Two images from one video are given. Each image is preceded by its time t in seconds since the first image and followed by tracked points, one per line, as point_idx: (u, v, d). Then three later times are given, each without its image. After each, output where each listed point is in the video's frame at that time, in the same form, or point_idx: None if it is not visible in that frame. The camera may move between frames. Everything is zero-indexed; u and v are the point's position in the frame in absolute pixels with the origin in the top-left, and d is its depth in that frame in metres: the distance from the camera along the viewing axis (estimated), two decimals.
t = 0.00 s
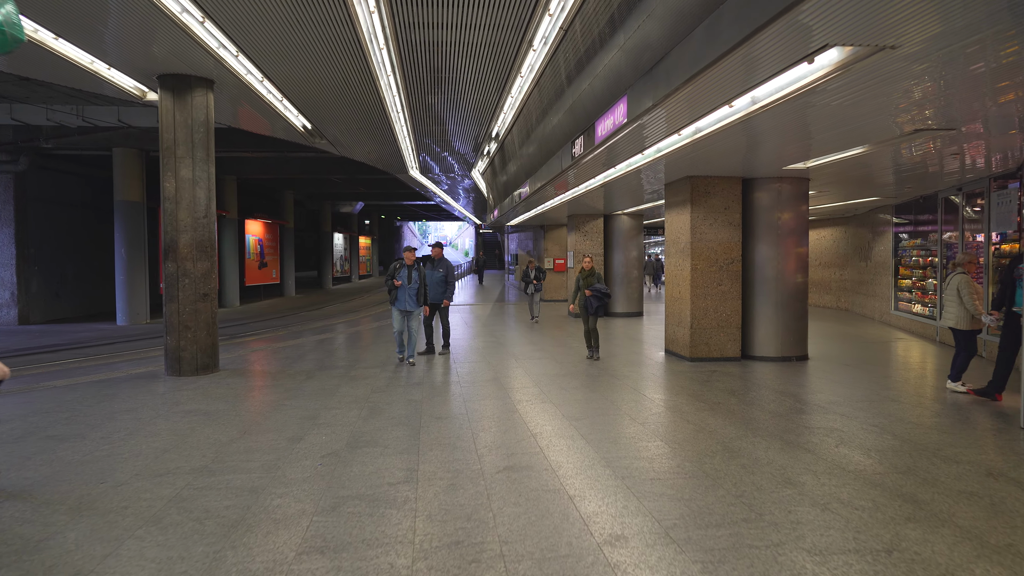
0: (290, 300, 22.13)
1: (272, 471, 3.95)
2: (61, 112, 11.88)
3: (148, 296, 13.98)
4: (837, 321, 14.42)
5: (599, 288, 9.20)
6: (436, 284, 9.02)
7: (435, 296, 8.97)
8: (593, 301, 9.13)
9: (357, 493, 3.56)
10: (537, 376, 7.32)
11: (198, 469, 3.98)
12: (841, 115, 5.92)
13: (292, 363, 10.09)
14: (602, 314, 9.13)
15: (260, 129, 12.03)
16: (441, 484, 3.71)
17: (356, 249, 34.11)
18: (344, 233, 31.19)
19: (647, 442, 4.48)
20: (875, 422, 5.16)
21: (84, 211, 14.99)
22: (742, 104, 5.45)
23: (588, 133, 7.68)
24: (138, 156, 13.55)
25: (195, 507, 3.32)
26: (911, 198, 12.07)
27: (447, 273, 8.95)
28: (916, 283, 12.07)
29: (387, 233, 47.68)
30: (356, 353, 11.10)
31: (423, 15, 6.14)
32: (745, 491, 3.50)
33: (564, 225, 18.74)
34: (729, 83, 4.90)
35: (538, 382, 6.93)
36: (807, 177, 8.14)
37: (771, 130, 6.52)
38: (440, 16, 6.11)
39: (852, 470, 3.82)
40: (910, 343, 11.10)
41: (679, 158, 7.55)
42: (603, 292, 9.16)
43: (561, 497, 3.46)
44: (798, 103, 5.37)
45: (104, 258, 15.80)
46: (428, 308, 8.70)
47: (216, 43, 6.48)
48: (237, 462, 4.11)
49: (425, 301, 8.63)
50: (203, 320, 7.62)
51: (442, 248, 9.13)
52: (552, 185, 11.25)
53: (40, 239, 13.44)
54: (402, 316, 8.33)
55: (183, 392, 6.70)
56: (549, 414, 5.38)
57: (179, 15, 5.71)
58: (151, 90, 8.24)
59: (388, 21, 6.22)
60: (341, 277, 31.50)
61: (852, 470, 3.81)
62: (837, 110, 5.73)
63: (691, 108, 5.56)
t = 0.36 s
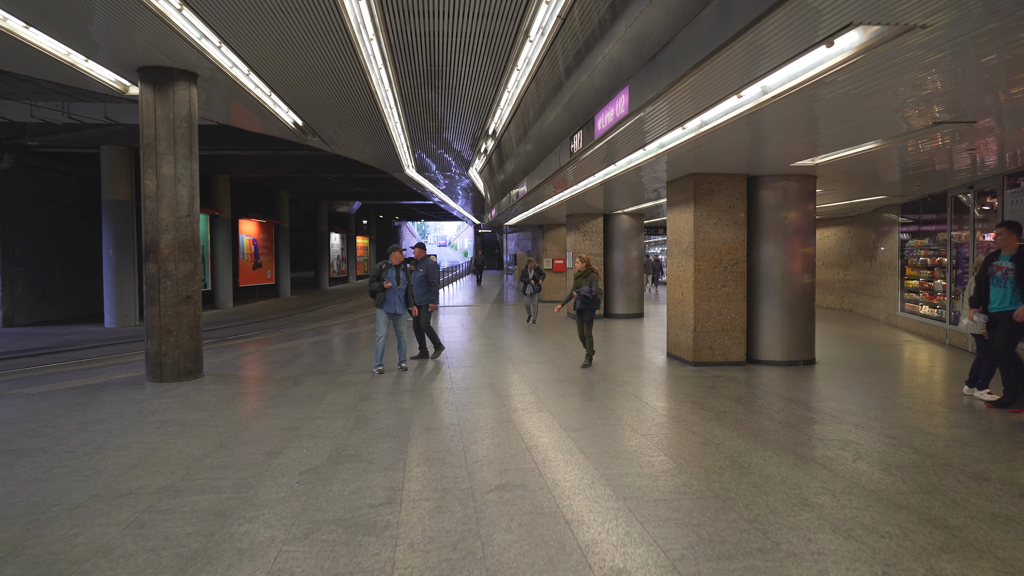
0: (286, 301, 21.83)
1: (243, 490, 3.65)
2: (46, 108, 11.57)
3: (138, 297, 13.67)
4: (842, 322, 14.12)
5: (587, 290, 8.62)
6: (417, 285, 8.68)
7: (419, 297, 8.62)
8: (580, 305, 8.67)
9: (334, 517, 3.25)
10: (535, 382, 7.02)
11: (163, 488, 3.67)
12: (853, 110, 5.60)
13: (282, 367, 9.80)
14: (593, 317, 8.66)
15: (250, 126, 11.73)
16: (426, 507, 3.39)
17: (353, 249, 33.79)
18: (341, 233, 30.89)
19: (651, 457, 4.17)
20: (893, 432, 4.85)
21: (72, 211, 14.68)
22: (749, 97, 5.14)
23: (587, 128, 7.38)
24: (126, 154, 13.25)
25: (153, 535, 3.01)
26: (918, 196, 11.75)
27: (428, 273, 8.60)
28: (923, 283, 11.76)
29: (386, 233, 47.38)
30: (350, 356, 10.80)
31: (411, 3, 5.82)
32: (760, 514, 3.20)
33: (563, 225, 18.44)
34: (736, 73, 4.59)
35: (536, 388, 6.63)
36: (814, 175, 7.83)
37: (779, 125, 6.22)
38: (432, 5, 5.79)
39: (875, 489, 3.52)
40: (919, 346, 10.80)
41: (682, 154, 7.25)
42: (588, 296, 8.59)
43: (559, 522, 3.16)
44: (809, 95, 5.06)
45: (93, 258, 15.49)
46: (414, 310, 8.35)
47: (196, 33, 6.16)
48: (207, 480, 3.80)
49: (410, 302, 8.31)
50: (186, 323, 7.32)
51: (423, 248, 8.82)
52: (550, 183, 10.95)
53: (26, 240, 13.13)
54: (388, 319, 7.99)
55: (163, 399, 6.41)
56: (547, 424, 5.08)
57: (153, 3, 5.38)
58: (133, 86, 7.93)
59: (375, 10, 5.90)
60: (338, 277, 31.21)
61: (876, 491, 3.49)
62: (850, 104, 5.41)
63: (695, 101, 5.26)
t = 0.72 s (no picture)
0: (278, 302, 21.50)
1: (204, 512, 3.33)
2: (27, 104, 11.25)
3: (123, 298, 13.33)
4: (844, 323, 13.82)
5: (565, 295, 7.92)
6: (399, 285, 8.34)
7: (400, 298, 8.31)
8: (558, 310, 8.04)
9: (300, 545, 2.94)
10: (528, 388, 6.72)
11: (115, 509, 3.35)
12: (865, 101, 5.29)
13: (268, 370, 9.48)
14: (573, 324, 8.00)
15: (237, 123, 11.41)
16: (403, 534, 3.07)
17: (348, 249, 33.46)
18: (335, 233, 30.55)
19: (648, 472, 3.85)
20: (908, 444, 4.55)
21: (56, 210, 14.34)
22: (754, 84, 4.73)
23: (582, 122, 7.07)
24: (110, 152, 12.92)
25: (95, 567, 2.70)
26: (923, 195, 11.44)
27: (406, 273, 8.24)
28: (927, 284, 11.46)
29: (382, 232, 47.03)
30: (338, 360, 10.48)
31: None
32: (772, 540, 2.89)
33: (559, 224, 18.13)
34: (744, 57, 4.22)
35: (529, 395, 6.33)
36: (818, 171, 7.53)
37: (784, 118, 5.92)
38: None
39: (894, 510, 3.22)
40: (924, 348, 10.51)
41: (681, 150, 6.94)
42: (564, 302, 7.91)
43: (549, 550, 2.86)
44: (818, 84, 4.76)
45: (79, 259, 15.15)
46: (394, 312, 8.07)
47: (169, 21, 5.79)
48: (165, 500, 3.49)
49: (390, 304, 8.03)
50: (163, 327, 6.99)
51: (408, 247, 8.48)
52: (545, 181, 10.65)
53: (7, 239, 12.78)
54: (369, 323, 7.70)
55: (137, 407, 6.09)
56: (540, 434, 4.76)
57: None
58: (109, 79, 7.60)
59: None
60: (333, 277, 30.87)
61: (895, 513, 3.17)
62: (861, 94, 5.11)
63: (696, 90, 4.95)
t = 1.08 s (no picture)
0: (270, 303, 21.13)
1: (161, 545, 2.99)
2: (5, 100, 10.87)
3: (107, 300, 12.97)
4: (848, 325, 13.50)
5: (541, 298, 7.47)
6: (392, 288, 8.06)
7: (392, 304, 7.99)
8: (534, 313, 7.59)
9: None
10: (525, 396, 6.37)
11: (61, 542, 2.99)
12: (883, 92, 4.96)
13: (255, 375, 9.12)
14: (549, 329, 7.54)
15: (223, 120, 11.04)
16: (382, 570, 2.73)
17: (343, 249, 33.08)
18: (330, 232, 30.16)
19: (654, 495, 3.51)
20: (934, 459, 4.21)
21: (39, 210, 13.97)
22: (766, 71, 4.45)
23: (580, 116, 6.73)
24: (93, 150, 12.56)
25: None
26: (930, 193, 11.13)
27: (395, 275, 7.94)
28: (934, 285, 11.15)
29: (378, 232, 46.66)
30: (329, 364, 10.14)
31: None
32: None
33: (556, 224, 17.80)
34: (761, 41, 3.83)
35: (526, 404, 6.00)
36: (827, 168, 7.20)
37: (795, 112, 5.59)
38: None
39: (933, 541, 2.88)
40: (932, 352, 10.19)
41: (685, 146, 6.61)
42: (539, 305, 7.46)
43: None
44: (836, 72, 4.43)
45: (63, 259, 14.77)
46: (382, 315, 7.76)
47: (143, 9, 5.42)
48: (120, 529, 3.15)
49: (378, 308, 7.70)
50: (139, 332, 6.64)
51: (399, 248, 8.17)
52: (542, 179, 10.30)
53: None
54: (357, 327, 7.37)
55: (107, 418, 5.73)
56: (537, 450, 4.42)
57: None
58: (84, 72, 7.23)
59: None
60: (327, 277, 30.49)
61: (932, 545, 2.84)
62: (880, 85, 4.77)
63: (703, 79, 4.60)
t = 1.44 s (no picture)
0: (264, 303, 20.78)
1: None
2: None
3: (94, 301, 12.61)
4: (855, 326, 13.20)
5: (516, 300, 7.01)
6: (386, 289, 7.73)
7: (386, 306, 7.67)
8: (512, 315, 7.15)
9: None
10: (528, 404, 6.03)
11: None
12: (910, 83, 4.63)
13: (244, 379, 8.78)
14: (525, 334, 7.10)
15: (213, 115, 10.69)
16: None
17: (340, 248, 32.74)
18: (326, 231, 29.81)
19: (671, 521, 3.17)
20: (970, 476, 3.88)
21: (25, 209, 13.61)
22: (793, 53, 3.93)
23: (583, 109, 6.39)
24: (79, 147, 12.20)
25: None
26: (942, 191, 10.81)
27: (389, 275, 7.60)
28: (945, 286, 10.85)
29: (375, 231, 46.32)
30: (322, 366, 9.81)
31: None
32: None
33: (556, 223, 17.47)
34: (783, 22, 3.47)
35: (528, 412, 5.67)
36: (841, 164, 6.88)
37: (812, 105, 5.26)
38: None
39: None
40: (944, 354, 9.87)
41: (694, 140, 6.28)
42: (513, 308, 7.01)
43: None
44: (863, 61, 4.09)
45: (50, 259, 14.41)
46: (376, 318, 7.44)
47: None
48: (74, 562, 2.81)
49: (371, 310, 7.38)
50: (118, 336, 6.30)
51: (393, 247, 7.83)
52: (543, 177, 9.97)
53: None
54: (350, 331, 7.02)
55: (81, 427, 5.40)
56: (541, 466, 4.08)
57: None
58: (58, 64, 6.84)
59: None
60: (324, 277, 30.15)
61: None
62: (906, 76, 4.44)
63: (716, 67, 4.26)
